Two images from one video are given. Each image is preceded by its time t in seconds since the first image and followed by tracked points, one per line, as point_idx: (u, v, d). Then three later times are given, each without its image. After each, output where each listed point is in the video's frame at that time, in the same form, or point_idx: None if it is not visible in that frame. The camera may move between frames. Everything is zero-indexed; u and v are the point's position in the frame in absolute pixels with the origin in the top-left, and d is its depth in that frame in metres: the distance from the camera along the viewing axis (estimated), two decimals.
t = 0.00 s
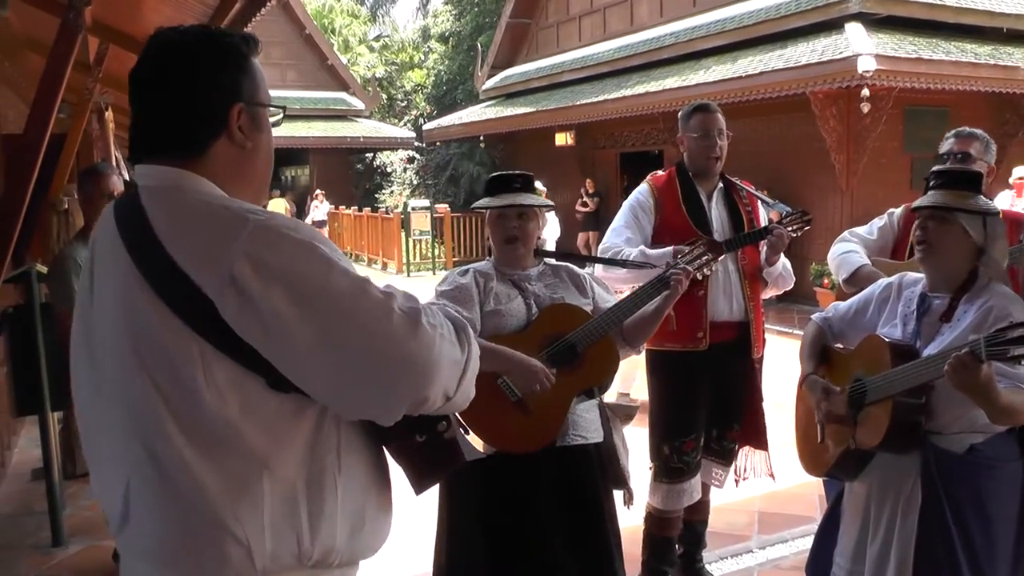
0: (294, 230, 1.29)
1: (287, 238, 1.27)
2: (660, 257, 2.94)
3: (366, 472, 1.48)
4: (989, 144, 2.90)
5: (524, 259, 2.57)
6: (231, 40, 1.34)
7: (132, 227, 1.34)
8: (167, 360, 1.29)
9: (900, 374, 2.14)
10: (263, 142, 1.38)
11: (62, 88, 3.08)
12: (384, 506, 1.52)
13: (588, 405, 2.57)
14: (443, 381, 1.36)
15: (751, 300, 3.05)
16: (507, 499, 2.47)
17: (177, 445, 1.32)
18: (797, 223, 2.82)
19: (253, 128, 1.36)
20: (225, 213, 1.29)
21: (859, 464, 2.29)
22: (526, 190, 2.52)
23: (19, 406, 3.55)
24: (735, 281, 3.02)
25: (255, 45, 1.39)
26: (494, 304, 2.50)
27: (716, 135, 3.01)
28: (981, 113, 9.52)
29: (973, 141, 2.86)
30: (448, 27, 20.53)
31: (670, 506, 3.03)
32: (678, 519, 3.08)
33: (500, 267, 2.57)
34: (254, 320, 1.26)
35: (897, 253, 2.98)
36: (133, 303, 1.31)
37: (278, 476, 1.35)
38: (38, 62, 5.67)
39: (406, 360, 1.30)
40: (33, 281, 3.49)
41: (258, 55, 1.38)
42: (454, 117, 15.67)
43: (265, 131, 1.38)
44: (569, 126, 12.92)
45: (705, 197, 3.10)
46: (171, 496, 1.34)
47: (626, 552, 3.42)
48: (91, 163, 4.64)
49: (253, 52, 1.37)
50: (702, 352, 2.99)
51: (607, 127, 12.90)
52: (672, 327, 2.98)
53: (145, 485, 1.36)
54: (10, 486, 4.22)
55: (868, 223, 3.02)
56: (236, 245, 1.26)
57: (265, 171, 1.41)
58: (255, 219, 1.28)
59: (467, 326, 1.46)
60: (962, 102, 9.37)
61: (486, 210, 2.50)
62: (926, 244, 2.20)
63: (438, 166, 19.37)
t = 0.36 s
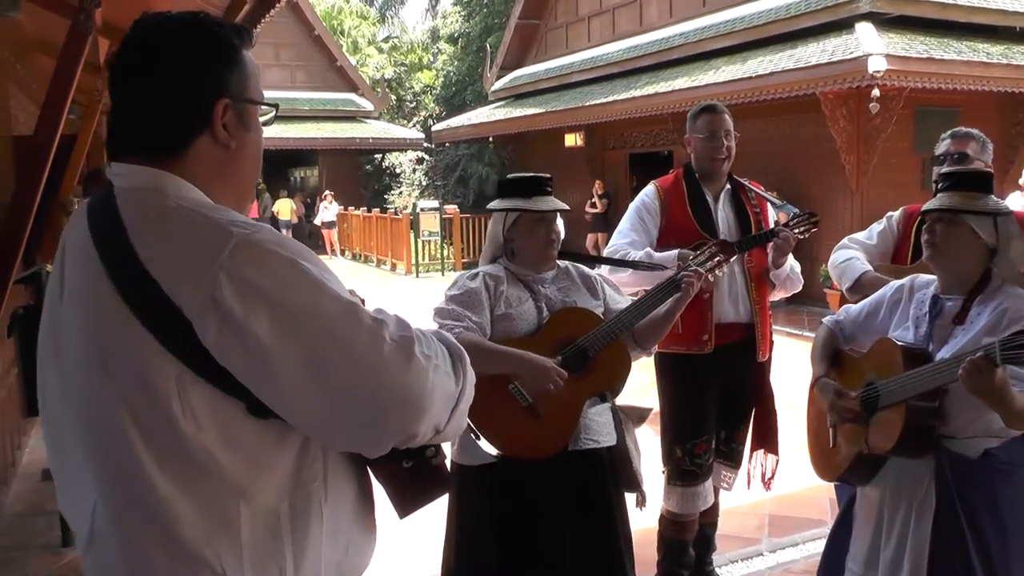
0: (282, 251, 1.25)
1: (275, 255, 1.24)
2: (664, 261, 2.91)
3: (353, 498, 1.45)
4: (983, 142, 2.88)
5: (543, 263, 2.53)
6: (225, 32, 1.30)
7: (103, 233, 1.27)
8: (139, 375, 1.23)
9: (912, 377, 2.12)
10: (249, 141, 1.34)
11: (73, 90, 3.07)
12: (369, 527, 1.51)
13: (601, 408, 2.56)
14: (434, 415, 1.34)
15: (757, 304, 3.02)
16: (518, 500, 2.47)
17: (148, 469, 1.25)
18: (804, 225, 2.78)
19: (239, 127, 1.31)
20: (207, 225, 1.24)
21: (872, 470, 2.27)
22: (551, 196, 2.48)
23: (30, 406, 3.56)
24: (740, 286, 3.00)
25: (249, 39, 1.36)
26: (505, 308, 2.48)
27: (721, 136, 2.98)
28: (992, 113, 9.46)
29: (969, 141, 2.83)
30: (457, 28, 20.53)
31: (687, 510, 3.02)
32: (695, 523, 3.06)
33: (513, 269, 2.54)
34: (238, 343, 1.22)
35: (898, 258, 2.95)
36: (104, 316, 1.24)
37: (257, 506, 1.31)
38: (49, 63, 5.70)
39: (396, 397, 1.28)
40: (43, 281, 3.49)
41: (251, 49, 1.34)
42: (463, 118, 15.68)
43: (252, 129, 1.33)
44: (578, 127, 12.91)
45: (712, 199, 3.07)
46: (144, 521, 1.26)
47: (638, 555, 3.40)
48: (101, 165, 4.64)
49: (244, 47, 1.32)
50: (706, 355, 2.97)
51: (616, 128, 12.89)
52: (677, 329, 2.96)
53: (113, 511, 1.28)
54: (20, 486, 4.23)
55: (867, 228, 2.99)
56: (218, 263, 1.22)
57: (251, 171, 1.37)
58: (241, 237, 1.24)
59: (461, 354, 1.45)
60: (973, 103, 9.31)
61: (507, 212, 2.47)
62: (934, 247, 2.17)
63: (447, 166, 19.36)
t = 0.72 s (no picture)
0: (260, 264, 1.22)
1: (253, 267, 1.21)
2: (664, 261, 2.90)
3: (333, 522, 1.43)
4: (993, 144, 2.85)
5: (555, 268, 2.52)
6: (223, 34, 1.29)
7: (83, 237, 1.25)
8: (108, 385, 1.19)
9: (928, 382, 2.11)
10: (243, 147, 1.32)
11: (85, 91, 3.08)
12: (352, 553, 1.48)
13: (613, 414, 2.54)
14: (410, 442, 1.31)
15: (761, 308, 2.99)
16: (527, 507, 2.46)
17: (114, 488, 1.22)
18: (807, 226, 2.76)
19: (232, 131, 1.30)
20: (192, 232, 1.21)
21: (884, 477, 2.26)
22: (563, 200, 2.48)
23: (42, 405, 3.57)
24: (741, 288, 3.00)
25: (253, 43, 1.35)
26: (517, 315, 2.47)
27: (722, 138, 2.97)
28: (1006, 115, 9.40)
29: (979, 143, 2.80)
30: (468, 30, 20.54)
31: (691, 512, 3.00)
32: (705, 525, 3.05)
33: (524, 274, 2.53)
34: (210, 359, 1.18)
35: (907, 261, 2.92)
36: (76, 325, 1.21)
37: (228, 529, 1.28)
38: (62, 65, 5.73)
39: (369, 425, 1.25)
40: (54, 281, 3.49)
41: (253, 53, 1.33)
42: (474, 119, 15.68)
43: (247, 135, 1.32)
44: (589, 128, 12.91)
45: (714, 201, 3.06)
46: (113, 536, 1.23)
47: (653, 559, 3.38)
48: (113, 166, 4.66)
49: (242, 50, 1.31)
50: (706, 361, 2.98)
51: (627, 129, 12.87)
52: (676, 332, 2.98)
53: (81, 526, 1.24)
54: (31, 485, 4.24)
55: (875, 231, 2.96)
56: (194, 273, 1.19)
57: (247, 179, 1.35)
58: (218, 249, 1.21)
59: (446, 383, 1.42)
60: (986, 104, 9.25)
61: (523, 217, 2.45)
62: (944, 251, 2.16)
63: (458, 168, 19.36)
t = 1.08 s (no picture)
0: (254, 260, 1.22)
1: (247, 263, 1.21)
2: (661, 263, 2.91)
3: (338, 518, 1.41)
4: (1011, 149, 2.83)
5: (564, 269, 2.51)
6: (223, 38, 1.29)
7: (87, 240, 1.26)
8: (108, 388, 1.20)
9: (942, 386, 2.10)
10: (241, 149, 1.32)
11: (100, 91, 3.09)
12: (361, 551, 1.47)
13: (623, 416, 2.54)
14: (402, 439, 1.30)
15: (759, 315, 2.97)
16: (536, 509, 2.46)
17: (118, 488, 1.22)
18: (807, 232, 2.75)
19: (228, 134, 1.30)
20: (188, 231, 1.22)
21: (896, 480, 2.25)
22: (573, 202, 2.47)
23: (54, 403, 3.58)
24: (739, 294, 2.98)
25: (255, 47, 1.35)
26: (527, 317, 2.47)
27: (725, 141, 2.96)
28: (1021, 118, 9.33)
29: (994, 148, 2.79)
30: (480, 31, 20.55)
31: (689, 514, 2.99)
32: (709, 527, 3.06)
33: (533, 275, 2.52)
34: (202, 356, 1.18)
35: (919, 266, 2.91)
36: (81, 331, 1.22)
37: (232, 524, 1.27)
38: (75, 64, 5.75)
39: (359, 422, 1.24)
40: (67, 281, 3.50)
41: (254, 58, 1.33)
42: (485, 121, 15.68)
43: (245, 138, 1.31)
44: (600, 130, 12.90)
45: (716, 204, 3.05)
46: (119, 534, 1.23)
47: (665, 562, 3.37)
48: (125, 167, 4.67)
49: (241, 55, 1.31)
50: (705, 369, 2.99)
51: (639, 131, 12.86)
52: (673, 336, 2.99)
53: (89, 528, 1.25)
54: (44, 483, 4.26)
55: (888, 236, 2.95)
56: (189, 270, 1.19)
57: (249, 183, 1.35)
58: (213, 245, 1.21)
59: (443, 380, 1.41)
60: (1000, 107, 9.19)
61: (534, 220, 2.44)
62: (959, 253, 2.14)
63: (469, 169, 19.36)
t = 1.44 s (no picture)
0: (274, 244, 1.29)
1: (267, 250, 1.29)
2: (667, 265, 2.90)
3: (363, 494, 1.50)
4: None
5: (572, 270, 2.52)
6: (234, 41, 1.37)
7: (122, 238, 1.36)
8: (147, 375, 1.30)
9: (957, 395, 2.08)
10: (259, 146, 1.39)
11: (114, 94, 3.11)
12: (384, 528, 1.55)
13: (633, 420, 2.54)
14: (423, 407, 1.36)
15: (766, 320, 2.96)
16: (547, 508, 2.46)
17: (157, 466, 1.32)
18: (814, 239, 2.72)
19: (242, 131, 1.37)
20: (213, 222, 1.30)
21: (910, 488, 2.23)
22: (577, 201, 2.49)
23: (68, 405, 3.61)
24: (747, 300, 2.97)
25: (268, 49, 1.42)
26: (538, 319, 2.47)
27: (730, 147, 2.95)
28: None
29: (1007, 150, 2.77)
30: (491, 34, 20.56)
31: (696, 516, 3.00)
32: (719, 527, 3.06)
33: (543, 277, 2.53)
34: (228, 339, 1.27)
35: (934, 270, 2.90)
36: (120, 325, 1.33)
37: (261, 497, 1.36)
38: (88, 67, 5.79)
39: (379, 390, 1.30)
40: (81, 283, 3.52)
41: (266, 60, 1.40)
42: (496, 124, 15.68)
43: (258, 135, 1.38)
44: (611, 133, 12.89)
45: (723, 209, 3.05)
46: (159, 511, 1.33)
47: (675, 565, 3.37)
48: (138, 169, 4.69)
49: (253, 55, 1.38)
50: (706, 373, 2.99)
51: (650, 134, 12.84)
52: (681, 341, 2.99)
53: (130, 507, 1.36)
54: (58, 483, 4.28)
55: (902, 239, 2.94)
56: (214, 259, 1.28)
57: (272, 179, 1.42)
58: (235, 233, 1.29)
59: (462, 351, 1.46)
60: (1013, 110, 9.15)
61: (540, 219, 2.45)
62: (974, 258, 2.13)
63: (480, 172, 19.36)
